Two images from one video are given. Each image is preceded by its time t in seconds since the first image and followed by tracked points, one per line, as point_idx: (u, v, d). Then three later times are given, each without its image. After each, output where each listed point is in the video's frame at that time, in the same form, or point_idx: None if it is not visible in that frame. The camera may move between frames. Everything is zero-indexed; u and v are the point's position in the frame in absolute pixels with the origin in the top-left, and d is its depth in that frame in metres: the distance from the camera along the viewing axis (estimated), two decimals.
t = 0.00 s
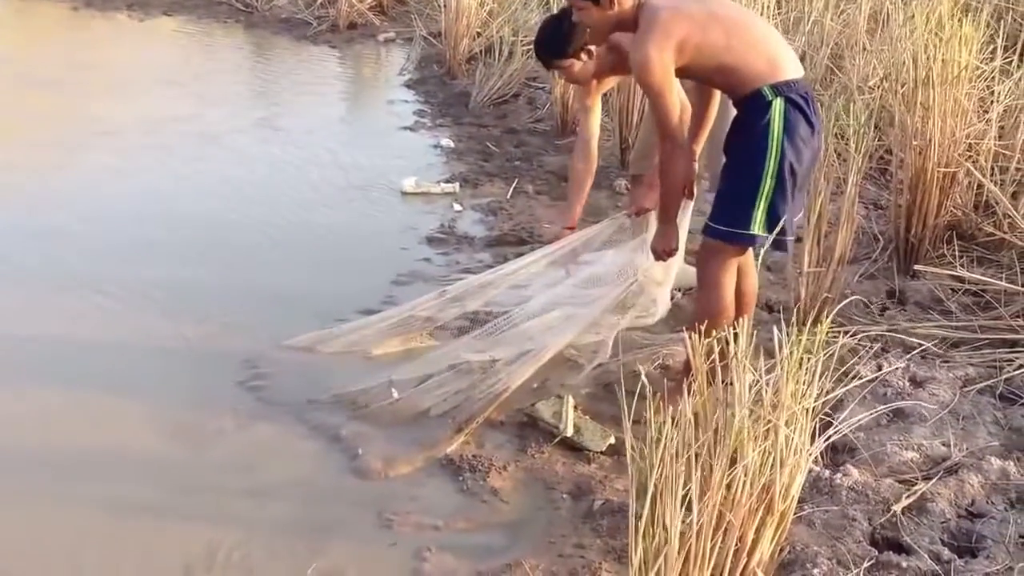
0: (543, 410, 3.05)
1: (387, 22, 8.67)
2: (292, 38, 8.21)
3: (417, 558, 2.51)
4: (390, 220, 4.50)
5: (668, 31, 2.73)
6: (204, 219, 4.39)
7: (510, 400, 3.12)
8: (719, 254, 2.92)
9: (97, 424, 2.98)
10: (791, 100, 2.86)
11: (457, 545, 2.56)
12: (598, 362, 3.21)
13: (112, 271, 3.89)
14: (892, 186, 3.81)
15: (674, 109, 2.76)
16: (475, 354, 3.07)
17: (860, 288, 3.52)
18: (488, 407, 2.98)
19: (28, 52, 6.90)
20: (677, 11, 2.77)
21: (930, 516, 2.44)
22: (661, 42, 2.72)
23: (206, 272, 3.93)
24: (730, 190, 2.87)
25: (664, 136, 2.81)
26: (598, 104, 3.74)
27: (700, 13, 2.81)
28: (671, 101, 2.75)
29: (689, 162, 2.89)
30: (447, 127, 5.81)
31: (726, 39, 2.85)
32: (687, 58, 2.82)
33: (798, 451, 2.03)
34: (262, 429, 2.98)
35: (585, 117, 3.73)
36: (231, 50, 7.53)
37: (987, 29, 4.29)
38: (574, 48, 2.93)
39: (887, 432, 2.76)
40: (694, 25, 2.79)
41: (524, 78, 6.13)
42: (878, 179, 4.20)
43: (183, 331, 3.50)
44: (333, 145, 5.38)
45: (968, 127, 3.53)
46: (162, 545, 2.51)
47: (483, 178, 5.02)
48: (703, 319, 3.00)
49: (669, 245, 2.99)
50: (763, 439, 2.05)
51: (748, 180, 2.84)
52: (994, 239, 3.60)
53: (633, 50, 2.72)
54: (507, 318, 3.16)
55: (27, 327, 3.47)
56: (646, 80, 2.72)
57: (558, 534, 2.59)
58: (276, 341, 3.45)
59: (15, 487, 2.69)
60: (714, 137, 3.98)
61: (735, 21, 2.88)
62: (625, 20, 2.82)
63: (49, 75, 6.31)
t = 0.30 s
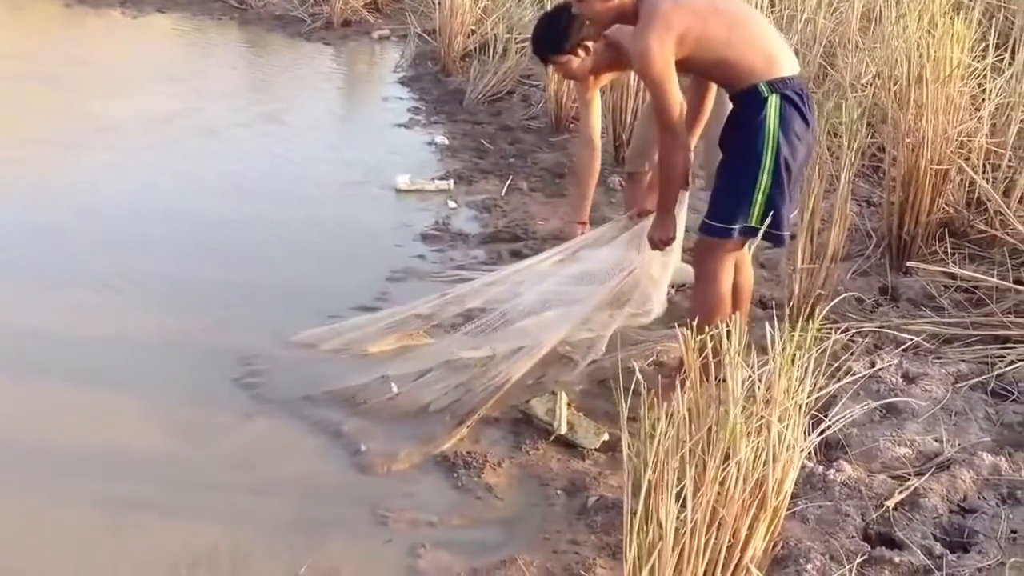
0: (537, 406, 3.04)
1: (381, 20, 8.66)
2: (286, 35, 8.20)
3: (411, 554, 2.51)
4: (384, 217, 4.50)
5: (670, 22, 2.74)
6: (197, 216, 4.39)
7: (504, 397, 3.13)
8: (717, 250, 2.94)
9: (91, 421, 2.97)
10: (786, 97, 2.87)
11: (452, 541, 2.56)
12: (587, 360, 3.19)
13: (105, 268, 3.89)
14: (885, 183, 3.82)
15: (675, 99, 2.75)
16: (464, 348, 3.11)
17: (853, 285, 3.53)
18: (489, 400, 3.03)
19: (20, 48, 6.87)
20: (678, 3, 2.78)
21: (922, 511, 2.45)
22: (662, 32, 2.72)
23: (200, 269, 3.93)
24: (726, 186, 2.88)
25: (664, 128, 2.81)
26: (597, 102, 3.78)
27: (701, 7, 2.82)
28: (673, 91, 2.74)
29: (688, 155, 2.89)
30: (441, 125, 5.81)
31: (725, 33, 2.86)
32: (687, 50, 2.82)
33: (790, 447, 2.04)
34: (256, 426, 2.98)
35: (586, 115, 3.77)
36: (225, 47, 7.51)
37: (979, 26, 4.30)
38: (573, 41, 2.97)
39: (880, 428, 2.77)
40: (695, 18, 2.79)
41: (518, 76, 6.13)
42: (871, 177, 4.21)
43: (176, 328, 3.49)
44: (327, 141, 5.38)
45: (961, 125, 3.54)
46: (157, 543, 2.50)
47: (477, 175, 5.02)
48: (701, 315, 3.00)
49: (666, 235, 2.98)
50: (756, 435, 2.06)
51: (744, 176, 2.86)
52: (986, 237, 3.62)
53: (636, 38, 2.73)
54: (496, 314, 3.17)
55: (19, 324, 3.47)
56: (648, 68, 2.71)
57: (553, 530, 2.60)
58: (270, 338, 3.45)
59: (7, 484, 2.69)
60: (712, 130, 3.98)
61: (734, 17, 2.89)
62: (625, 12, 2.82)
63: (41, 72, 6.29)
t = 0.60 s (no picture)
0: (531, 404, 3.04)
1: (376, 18, 8.64)
2: (280, 33, 8.18)
3: (406, 551, 2.52)
4: (379, 214, 4.50)
5: (670, 17, 2.74)
6: (190, 214, 4.38)
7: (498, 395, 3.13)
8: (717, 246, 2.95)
9: (86, 419, 2.97)
10: (783, 95, 2.88)
11: (447, 539, 2.57)
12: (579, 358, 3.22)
13: (98, 267, 3.88)
14: (877, 181, 3.83)
15: (678, 94, 2.75)
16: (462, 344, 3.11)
17: (847, 283, 3.55)
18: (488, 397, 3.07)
19: (12, 46, 6.85)
20: None
21: (915, 507, 2.47)
22: (662, 27, 2.73)
23: (194, 267, 3.92)
24: (723, 184, 2.90)
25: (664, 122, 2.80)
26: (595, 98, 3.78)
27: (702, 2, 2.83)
28: (675, 85, 2.74)
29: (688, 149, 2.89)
30: (436, 122, 5.81)
31: (724, 31, 2.86)
32: (687, 47, 2.83)
33: (783, 443, 2.04)
34: (250, 425, 2.98)
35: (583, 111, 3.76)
36: (219, 44, 7.49)
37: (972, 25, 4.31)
38: (568, 37, 2.97)
39: (873, 424, 2.78)
40: (695, 14, 2.80)
41: (512, 73, 6.12)
42: (864, 174, 4.22)
43: (170, 326, 3.49)
44: (321, 139, 5.37)
45: (953, 123, 3.54)
46: (152, 541, 2.51)
47: (472, 172, 5.02)
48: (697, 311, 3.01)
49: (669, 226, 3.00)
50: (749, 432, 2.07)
51: (740, 174, 2.87)
52: (978, 234, 3.63)
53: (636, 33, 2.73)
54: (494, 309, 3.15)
55: (12, 323, 3.46)
56: (648, 62, 2.71)
57: (548, 527, 2.61)
58: (264, 336, 3.45)
59: None
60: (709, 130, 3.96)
61: (734, 15, 2.90)
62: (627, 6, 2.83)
63: (34, 69, 6.26)
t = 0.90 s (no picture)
0: (525, 403, 3.04)
1: (370, 16, 8.63)
2: (274, 31, 8.16)
3: (401, 550, 2.52)
4: (373, 213, 4.50)
5: (670, 13, 2.76)
6: (184, 213, 4.37)
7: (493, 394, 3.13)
8: (713, 245, 2.95)
9: (79, 419, 2.96)
10: (780, 94, 2.88)
11: (441, 537, 2.57)
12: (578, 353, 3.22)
13: (91, 266, 3.87)
14: (870, 179, 3.84)
15: (678, 89, 2.77)
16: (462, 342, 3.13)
17: (840, 281, 3.55)
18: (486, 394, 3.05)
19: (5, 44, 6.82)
20: None
21: (908, 504, 2.47)
22: (662, 23, 2.74)
23: (188, 266, 3.92)
24: (718, 182, 2.91)
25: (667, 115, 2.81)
26: (591, 96, 3.80)
27: None
28: (675, 79, 2.75)
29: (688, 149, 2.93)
30: (430, 121, 5.81)
31: (723, 29, 2.87)
32: (685, 43, 2.84)
33: (777, 440, 2.05)
34: (244, 424, 2.98)
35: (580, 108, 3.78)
36: (213, 43, 7.47)
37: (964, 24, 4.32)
38: (562, 32, 3.00)
39: (867, 421, 2.79)
40: (694, 10, 2.81)
41: (506, 72, 6.12)
42: (857, 172, 4.23)
43: (163, 326, 3.48)
44: (314, 138, 5.36)
45: (945, 121, 3.56)
46: (146, 541, 2.50)
47: (466, 171, 5.02)
48: (694, 308, 3.00)
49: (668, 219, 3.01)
50: (742, 430, 2.07)
51: (735, 173, 2.88)
52: (970, 232, 3.65)
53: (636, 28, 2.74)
54: (495, 307, 3.18)
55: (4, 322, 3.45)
56: (648, 56, 2.72)
57: (542, 526, 2.61)
58: (258, 335, 3.44)
59: None
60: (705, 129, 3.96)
61: (733, 14, 2.91)
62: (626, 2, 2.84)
63: (27, 68, 6.25)
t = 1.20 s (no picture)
0: (519, 402, 3.04)
1: (363, 15, 8.61)
2: (267, 30, 8.14)
3: (394, 550, 2.52)
4: (366, 212, 4.49)
5: (669, 10, 2.77)
6: (177, 212, 4.36)
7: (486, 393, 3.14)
8: (707, 245, 2.96)
9: (71, 420, 2.95)
10: (775, 94, 2.88)
11: (435, 537, 2.57)
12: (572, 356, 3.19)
13: (84, 266, 3.86)
14: (863, 178, 3.84)
15: (678, 84, 2.78)
16: (458, 341, 3.12)
17: (833, 280, 3.56)
18: (483, 396, 3.01)
19: None
20: None
21: (901, 502, 2.48)
22: (660, 19, 2.75)
23: (181, 265, 3.91)
24: (713, 182, 2.91)
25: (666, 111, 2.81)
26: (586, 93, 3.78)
27: None
28: (675, 74, 2.77)
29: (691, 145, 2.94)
30: (423, 120, 5.80)
31: (720, 27, 2.88)
32: (682, 39, 2.85)
33: (770, 439, 2.05)
34: (237, 424, 2.98)
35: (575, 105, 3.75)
36: (206, 42, 7.45)
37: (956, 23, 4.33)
38: (555, 30, 3.01)
39: (860, 420, 2.80)
40: (691, 6, 2.82)
41: (500, 71, 6.12)
42: (850, 171, 4.23)
43: (156, 326, 3.47)
44: (308, 137, 5.35)
45: (938, 121, 3.56)
46: (139, 541, 2.50)
47: (460, 170, 5.02)
48: (688, 307, 3.02)
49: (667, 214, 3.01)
50: (736, 429, 2.08)
51: (729, 172, 2.88)
52: (963, 231, 3.66)
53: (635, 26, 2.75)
54: (495, 304, 3.17)
55: None
56: (648, 53, 2.73)
57: (536, 525, 2.61)
58: (252, 335, 3.44)
59: None
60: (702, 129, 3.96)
61: (731, 12, 2.91)
62: None
63: (18, 68, 6.22)
